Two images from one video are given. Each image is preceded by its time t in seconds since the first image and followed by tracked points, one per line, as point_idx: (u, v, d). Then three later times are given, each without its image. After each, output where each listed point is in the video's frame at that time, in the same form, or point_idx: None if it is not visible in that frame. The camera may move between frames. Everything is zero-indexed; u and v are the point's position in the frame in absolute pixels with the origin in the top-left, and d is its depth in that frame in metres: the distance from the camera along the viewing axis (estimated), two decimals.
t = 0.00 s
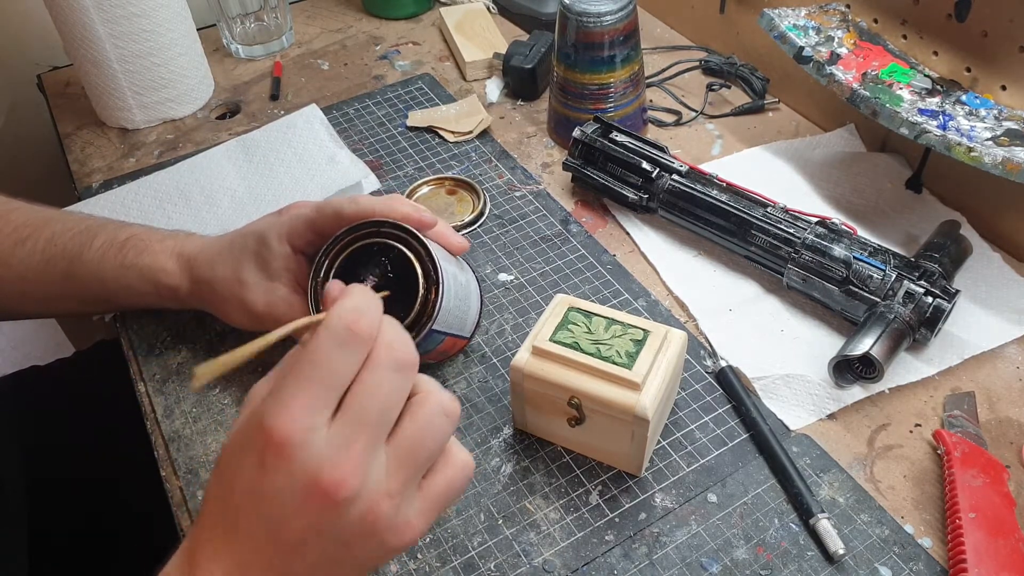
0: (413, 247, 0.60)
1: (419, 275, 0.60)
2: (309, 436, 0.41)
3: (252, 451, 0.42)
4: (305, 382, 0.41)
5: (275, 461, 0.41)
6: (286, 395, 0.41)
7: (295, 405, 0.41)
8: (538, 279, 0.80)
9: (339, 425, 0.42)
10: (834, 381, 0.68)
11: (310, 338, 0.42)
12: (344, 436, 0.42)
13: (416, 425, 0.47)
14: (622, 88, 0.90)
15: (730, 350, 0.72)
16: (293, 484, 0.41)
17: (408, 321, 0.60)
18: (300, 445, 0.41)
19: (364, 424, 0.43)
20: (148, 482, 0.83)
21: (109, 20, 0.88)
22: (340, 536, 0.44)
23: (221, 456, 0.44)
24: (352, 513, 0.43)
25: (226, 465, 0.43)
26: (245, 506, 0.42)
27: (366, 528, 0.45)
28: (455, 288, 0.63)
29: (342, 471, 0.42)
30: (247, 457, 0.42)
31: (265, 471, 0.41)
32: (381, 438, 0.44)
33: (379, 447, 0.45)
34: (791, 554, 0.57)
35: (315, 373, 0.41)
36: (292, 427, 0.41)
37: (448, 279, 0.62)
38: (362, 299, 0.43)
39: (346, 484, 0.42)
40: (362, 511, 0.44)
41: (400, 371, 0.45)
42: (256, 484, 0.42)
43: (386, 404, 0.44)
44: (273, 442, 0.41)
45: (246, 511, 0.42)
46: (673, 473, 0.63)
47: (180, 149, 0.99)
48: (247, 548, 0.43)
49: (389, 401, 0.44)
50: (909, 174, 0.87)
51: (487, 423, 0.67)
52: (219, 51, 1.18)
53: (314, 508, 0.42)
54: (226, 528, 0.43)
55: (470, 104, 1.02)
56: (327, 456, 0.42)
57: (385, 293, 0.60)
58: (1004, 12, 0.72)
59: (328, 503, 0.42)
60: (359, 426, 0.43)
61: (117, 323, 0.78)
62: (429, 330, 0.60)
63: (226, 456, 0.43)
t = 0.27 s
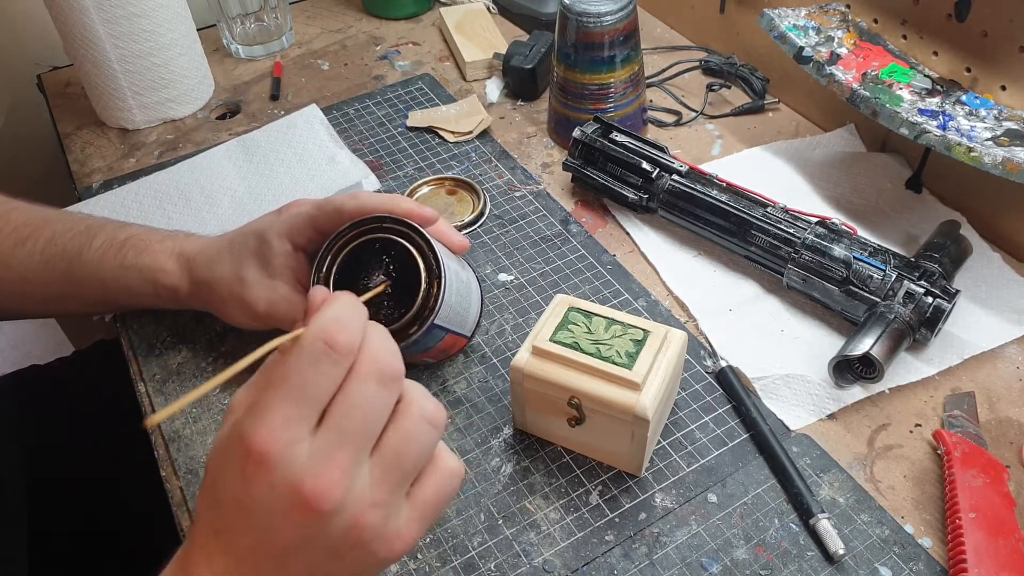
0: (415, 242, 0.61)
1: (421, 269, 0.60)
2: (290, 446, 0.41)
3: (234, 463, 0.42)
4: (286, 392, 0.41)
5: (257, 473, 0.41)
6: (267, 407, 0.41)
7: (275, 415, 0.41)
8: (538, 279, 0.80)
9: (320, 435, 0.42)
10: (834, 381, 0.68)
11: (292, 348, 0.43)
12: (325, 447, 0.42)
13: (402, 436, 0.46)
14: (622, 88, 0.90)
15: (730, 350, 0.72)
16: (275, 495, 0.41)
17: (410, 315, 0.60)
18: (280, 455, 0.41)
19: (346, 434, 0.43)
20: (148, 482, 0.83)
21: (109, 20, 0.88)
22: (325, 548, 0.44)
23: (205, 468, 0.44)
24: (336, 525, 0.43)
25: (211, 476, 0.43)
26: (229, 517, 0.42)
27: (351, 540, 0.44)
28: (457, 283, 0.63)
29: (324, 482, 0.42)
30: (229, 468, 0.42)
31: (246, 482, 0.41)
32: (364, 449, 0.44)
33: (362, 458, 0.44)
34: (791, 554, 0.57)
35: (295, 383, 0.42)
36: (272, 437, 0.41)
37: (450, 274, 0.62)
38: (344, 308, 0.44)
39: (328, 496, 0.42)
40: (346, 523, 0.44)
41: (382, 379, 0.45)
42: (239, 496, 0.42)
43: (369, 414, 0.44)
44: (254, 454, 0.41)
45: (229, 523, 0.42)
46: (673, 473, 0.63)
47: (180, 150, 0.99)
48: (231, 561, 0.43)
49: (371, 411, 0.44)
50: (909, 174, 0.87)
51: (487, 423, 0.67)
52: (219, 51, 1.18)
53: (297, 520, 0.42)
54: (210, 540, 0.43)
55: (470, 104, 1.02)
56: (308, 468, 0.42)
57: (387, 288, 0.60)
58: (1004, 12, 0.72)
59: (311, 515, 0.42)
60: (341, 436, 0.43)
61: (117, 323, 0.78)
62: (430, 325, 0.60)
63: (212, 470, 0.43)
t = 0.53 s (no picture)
0: (413, 242, 0.61)
1: (420, 269, 0.60)
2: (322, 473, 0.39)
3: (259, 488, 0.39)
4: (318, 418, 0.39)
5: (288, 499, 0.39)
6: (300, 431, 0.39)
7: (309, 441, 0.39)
8: (538, 279, 0.80)
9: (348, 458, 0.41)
10: (833, 381, 0.68)
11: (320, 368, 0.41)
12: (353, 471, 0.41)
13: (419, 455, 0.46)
14: (622, 88, 0.90)
15: (730, 350, 0.72)
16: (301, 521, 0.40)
17: (409, 315, 0.60)
18: (315, 483, 0.39)
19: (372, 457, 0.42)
20: (147, 482, 0.83)
21: (109, 21, 0.88)
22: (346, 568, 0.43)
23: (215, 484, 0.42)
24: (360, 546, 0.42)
25: (225, 496, 0.41)
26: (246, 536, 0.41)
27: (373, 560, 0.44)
28: (455, 282, 0.63)
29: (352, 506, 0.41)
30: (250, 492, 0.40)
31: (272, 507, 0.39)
32: (388, 469, 0.44)
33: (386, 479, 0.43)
34: (791, 554, 0.57)
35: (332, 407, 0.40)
36: (302, 463, 0.38)
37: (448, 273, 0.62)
38: (373, 326, 0.42)
39: (358, 521, 0.41)
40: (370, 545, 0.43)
41: (405, 400, 0.44)
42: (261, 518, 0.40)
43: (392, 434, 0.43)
44: (285, 481, 0.39)
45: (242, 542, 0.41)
46: (673, 473, 0.63)
47: (180, 150, 0.99)
48: (243, 571, 0.42)
49: (394, 431, 0.43)
50: (909, 174, 0.87)
51: (487, 423, 0.67)
52: (219, 51, 1.18)
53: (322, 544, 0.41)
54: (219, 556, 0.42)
55: (470, 104, 1.02)
56: (338, 493, 0.40)
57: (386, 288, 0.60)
58: (1004, 12, 0.72)
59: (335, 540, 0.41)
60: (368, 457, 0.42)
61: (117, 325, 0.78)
62: (429, 325, 0.60)
63: (225, 487, 0.41)
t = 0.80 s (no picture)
0: (413, 242, 0.61)
1: (420, 269, 0.60)
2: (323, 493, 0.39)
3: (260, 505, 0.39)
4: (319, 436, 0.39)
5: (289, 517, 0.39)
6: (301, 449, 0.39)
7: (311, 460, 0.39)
8: (538, 279, 0.80)
9: (350, 477, 0.41)
10: (834, 381, 0.68)
11: (324, 385, 0.40)
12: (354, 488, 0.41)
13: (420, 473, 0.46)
14: (622, 88, 0.90)
15: (730, 350, 0.72)
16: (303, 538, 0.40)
17: (409, 316, 0.60)
18: (315, 501, 0.39)
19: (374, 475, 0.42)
20: (148, 482, 0.83)
21: (109, 21, 0.88)
22: None
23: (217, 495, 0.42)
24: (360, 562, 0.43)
25: (225, 505, 0.41)
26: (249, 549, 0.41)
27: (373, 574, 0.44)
28: (455, 282, 0.63)
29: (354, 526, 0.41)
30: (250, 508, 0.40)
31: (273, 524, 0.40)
32: (390, 488, 0.44)
33: (386, 496, 0.43)
34: (791, 554, 0.57)
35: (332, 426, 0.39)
36: (306, 483, 0.38)
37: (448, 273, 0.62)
38: (378, 343, 0.42)
39: (359, 538, 0.41)
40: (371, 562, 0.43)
41: (409, 419, 0.44)
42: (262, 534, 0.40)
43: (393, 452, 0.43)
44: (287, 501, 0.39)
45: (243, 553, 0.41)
46: (673, 473, 0.63)
47: (180, 150, 0.99)
48: None
49: (397, 449, 0.43)
50: (909, 174, 0.87)
51: (487, 423, 0.67)
52: (219, 51, 1.18)
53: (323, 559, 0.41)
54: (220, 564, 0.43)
55: (470, 103, 1.02)
56: (340, 513, 0.40)
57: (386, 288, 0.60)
58: (1004, 12, 0.72)
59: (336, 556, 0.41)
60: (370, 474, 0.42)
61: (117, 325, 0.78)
62: (429, 325, 0.60)
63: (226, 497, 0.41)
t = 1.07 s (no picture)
0: (417, 237, 0.61)
1: (424, 264, 0.60)
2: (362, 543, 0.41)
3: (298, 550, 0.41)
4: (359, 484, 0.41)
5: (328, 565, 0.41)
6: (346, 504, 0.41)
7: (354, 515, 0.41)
8: (538, 279, 0.80)
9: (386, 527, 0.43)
10: (833, 381, 0.68)
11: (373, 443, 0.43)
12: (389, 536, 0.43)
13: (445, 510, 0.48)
14: (622, 88, 0.90)
15: (730, 350, 0.72)
16: None
17: (412, 310, 0.60)
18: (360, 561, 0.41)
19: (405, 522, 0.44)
20: (147, 482, 0.83)
21: (109, 20, 0.88)
22: None
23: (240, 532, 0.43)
24: None
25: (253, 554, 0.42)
26: None
27: None
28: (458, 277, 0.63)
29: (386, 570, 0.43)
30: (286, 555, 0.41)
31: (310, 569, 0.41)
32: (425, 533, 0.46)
33: (419, 539, 0.45)
34: (791, 554, 0.57)
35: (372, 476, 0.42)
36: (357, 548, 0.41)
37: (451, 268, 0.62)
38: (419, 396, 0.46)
39: None
40: None
41: (443, 464, 0.47)
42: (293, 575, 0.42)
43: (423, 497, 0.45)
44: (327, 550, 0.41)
45: None
46: (673, 473, 0.63)
47: (180, 150, 0.99)
48: None
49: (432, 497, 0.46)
50: (909, 174, 0.87)
51: (487, 423, 0.67)
52: (219, 51, 1.18)
53: None
54: None
55: (470, 103, 1.02)
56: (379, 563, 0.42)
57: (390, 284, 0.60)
58: (1004, 12, 0.72)
59: None
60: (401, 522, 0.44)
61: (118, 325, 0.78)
62: (433, 321, 0.60)
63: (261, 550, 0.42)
